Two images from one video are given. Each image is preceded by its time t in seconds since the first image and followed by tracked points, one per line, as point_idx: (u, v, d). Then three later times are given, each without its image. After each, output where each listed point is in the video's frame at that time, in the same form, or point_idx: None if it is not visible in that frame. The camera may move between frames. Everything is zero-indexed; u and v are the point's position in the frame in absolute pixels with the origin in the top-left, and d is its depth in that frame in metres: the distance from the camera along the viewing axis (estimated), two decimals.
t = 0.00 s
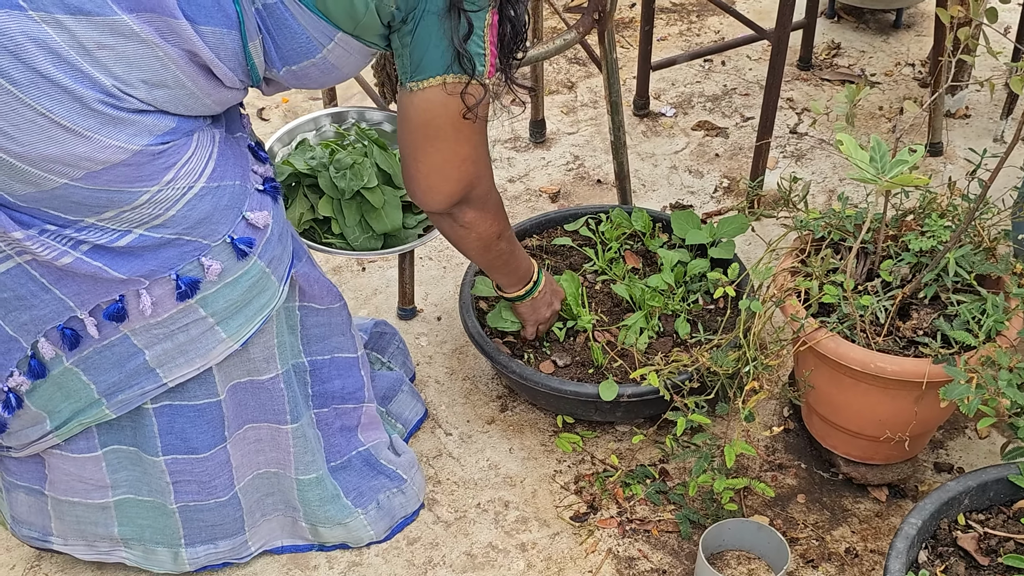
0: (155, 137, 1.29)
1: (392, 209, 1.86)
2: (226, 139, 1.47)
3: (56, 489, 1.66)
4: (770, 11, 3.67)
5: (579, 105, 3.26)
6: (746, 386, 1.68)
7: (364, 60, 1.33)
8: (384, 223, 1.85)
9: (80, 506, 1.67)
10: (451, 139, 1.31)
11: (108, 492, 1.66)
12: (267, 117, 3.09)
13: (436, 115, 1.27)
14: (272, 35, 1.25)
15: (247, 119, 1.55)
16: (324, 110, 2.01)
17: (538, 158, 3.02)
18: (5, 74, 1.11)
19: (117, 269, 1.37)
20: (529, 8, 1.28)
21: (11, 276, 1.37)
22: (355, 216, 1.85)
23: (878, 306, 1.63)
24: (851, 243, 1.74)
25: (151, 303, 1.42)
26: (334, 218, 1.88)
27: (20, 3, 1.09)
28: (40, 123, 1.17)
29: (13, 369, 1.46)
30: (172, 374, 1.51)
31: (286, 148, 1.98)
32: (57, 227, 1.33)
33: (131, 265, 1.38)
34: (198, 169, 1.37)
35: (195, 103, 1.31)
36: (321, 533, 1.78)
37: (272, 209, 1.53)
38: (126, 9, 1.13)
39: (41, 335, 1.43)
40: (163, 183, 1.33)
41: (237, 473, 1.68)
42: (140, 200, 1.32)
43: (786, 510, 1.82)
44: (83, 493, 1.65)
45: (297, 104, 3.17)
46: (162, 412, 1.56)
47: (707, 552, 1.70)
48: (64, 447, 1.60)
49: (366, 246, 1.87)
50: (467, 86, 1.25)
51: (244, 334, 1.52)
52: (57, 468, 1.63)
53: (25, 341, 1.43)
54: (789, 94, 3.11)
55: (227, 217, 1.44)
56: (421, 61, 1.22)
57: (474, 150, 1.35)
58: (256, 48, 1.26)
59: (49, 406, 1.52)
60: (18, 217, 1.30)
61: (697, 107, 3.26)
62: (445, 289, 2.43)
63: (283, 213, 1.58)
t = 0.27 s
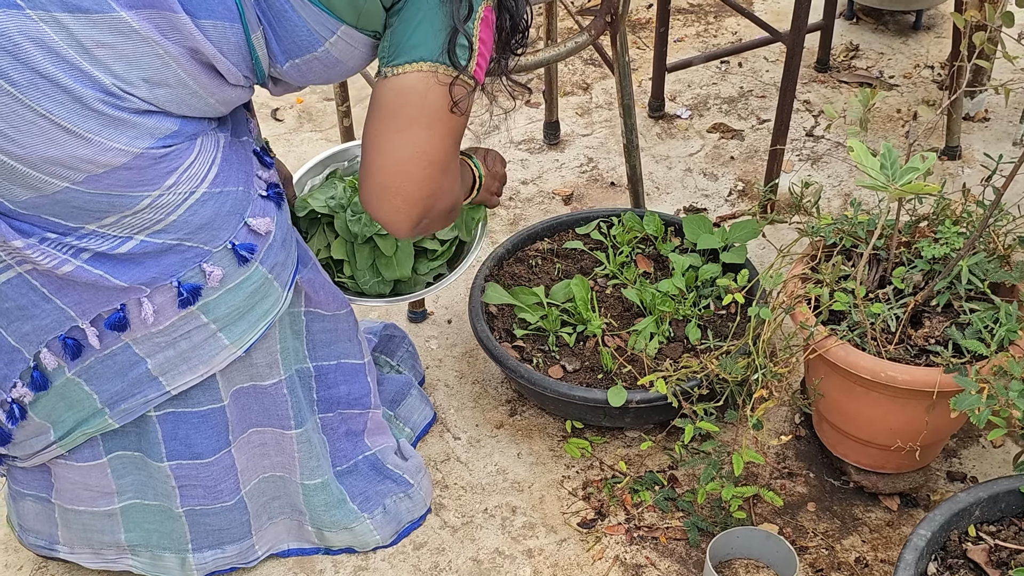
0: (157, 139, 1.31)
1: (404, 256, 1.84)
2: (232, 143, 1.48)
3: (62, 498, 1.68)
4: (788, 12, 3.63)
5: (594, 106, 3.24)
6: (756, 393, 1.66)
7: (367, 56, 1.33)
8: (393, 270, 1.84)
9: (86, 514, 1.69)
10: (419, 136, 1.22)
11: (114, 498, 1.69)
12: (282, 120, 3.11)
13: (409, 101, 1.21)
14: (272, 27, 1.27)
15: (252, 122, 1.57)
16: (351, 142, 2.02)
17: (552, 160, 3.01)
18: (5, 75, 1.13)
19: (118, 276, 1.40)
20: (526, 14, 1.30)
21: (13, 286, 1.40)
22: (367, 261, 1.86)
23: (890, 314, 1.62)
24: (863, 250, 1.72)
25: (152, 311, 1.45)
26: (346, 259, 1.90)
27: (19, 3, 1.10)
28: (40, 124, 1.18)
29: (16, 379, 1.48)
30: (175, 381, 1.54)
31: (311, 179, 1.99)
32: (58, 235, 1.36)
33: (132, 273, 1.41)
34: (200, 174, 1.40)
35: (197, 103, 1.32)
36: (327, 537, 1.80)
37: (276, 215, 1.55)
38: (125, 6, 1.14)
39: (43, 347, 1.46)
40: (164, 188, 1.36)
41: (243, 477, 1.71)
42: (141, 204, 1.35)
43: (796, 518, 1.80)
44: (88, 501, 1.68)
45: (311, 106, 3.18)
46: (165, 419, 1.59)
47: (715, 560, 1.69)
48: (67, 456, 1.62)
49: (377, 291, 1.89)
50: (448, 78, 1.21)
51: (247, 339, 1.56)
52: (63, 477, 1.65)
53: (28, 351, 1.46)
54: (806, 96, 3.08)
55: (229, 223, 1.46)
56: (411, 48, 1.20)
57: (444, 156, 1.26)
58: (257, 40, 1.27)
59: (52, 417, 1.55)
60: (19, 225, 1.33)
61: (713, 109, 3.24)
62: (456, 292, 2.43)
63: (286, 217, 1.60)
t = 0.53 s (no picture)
0: (146, 144, 1.31)
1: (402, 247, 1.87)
2: (226, 146, 1.49)
3: (56, 514, 1.68)
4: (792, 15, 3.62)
5: (597, 109, 3.23)
6: (754, 399, 1.65)
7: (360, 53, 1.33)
8: (391, 261, 1.87)
9: (81, 530, 1.69)
10: (419, 130, 1.22)
11: (109, 514, 1.68)
12: (283, 123, 3.11)
13: (406, 96, 1.20)
14: (261, 24, 1.27)
15: (247, 125, 1.57)
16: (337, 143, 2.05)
17: (554, 164, 3.00)
18: None
19: (111, 283, 1.41)
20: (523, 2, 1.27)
21: (5, 295, 1.40)
22: (365, 252, 1.89)
23: (889, 320, 1.61)
24: (863, 256, 1.71)
25: (146, 317, 1.46)
26: (346, 250, 1.92)
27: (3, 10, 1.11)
28: (28, 131, 1.19)
29: (9, 391, 1.49)
30: (170, 388, 1.54)
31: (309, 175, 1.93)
32: (50, 243, 1.36)
33: (125, 280, 1.42)
34: (192, 179, 1.40)
35: (188, 105, 1.31)
36: (324, 542, 1.80)
37: (269, 220, 1.55)
38: (110, 10, 1.15)
39: (37, 356, 1.46)
40: (155, 193, 1.36)
41: (239, 481, 1.71)
42: (132, 210, 1.35)
43: (796, 525, 1.79)
44: (83, 516, 1.67)
45: (313, 108, 3.18)
46: (161, 427, 1.59)
47: (713, 567, 1.68)
48: (61, 469, 1.62)
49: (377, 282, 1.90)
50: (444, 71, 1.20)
51: (241, 345, 1.55)
52: (56, 493, 1.65)
53: (21, 361, 1.47)
54: (810, 100, 3.07)
55: (222, 228, 1.47)
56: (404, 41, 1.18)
57: (444, 147, 1.26)
58: (247, 38, 1.27)
59: (47, 429, 1.55)
60: (10, 234, 1.34)
61: (715, 113, 3.23)
62: (456, 296, 2.43)
63: (281, 222, 1.60)
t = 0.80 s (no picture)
0: (139, 154, 1.31)
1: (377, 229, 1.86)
2: (217, 154, 1.48)
3: (54, 519, 1.66)
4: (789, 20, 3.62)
5: (593, 115, 3.23)
6: (749, 407, 1.65)
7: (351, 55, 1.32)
8: (367, 244, 1.86)
9: (76, 536, 1.67)
10: (406, 132, 1.21)
11: (104, 521, 1.66)
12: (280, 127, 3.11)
13: (392, 96, 1.19)
14: (251, 30, 1.26)
15: (236, 132, 1.57)
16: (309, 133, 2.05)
17: (550, 169, 3.00)
18: None
19: (104, 294, 1.40)
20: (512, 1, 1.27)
21: None
22: (341, 236, 1.87)
23: (885, 327, 1.60)
24: (858, 263, 1.71)
25: (140, 327, 1.45)
26: (322, 237, 1.90)
27: None
28: (19, 142, 1.19)
29: (7, 400, 1.49)
30: (165, 399, 1.53)
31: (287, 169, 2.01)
32: (42, 255, 1.36)
33: (119, 290, 1.41)
34: (184, 188, 1.40)
35: (179, 111, 1.31)
36: (318, 549, 1.80)
37: (263, 228, 1.55)
38: (99, 19, 1.14)
39: (33, 368, 1.46)
40: (147, 203, 1.36)
41: (235, 490, 1.71)
42: (124, 220, 1.35)
43: (791, 532, 1.78)
44: (80, 522, 1.66)
45: (310, 113, 3.18)
46: (156, 437, 1.58)
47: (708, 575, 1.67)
48: (60, 477, 1.61)
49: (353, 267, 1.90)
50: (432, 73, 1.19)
51: (235, 354, 1.55)
52: (55, 499, 1.64)
53: (17, 372, 1.46)
54: (806, 105, 3.07)
55: (215, 237, 1.46)
56: (390, 41, 1.18)
57: (434, 150, 1.25)
58: (238, 44, 1.27)
59: (44, 437, 1.54)
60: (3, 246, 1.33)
61: (712, 118, 3.23)
62: (452, 302, 2.42)
63: (273, 229, 1.60)
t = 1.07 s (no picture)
0: (130, 163, 1.31)
1: (352, 213, 2.00)
2: (206, 161, 1.48)
3: (43, 524, 1.64)
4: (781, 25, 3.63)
5: (585, 119, 3.23)
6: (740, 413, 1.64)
7: (339, 69, 1.34)
8: (344, 226, 1.97)
9: (66, 540, 1.64)
10: (430, 150, 1.33)
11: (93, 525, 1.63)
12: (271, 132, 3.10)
13: (413, 122, 1.29)
14: (242, 49, 1.25)
15: (225, 139, 1.57)
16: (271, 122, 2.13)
17: (542, 174, 3.00)
18: None
19: (96, 300, 1.40)
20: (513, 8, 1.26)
21: None
22: (315, 220, 1.96)
23: (875, 332, 1.60)
24: (848, 268, 1.71)
25: (132, 332, 1.44)
26: (295, 222, 1.99)
27: None
28: (9, 153, 1.19)
29: None
30: (156, 403, 1.52)
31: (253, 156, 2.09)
32: (33, 259, 1.35)
33: (110, 296, 1.40)
34: (175, 195, 1.39)
35: (167, 124, 1.32)
36: (310, 555, 1.79)
37: (252, 233, 1.55)
38: (91, 33, 1.13)
39: (24, 369, 1.45)
40: (138, 210, 1.35)
41: (226, 497, 1.70)
42: (115, 227, 1.35)
43: (783, 537, 1.78)
44: (69, 527, 1.63)
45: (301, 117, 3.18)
46: (148, 441, 1.58)
47: None
48: (50, 479, 1.59)
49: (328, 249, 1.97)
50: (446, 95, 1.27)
51: (226, 359, 1.54)
52: (43, 503, 1.62)
53: (7, 374, 1.46)
54: (798, 109, 3.07)
55: (207, 243, 1.46)
56: (398, 69, 1.23)
57: (455, 159, 1.37)
58: (228, 62, 1.26)
59: (35, 441, 1.53)
60: None
61: (704, 122, 3.23)
62: (443, 307, 2.42)
63: (263, 235, 1.59)
